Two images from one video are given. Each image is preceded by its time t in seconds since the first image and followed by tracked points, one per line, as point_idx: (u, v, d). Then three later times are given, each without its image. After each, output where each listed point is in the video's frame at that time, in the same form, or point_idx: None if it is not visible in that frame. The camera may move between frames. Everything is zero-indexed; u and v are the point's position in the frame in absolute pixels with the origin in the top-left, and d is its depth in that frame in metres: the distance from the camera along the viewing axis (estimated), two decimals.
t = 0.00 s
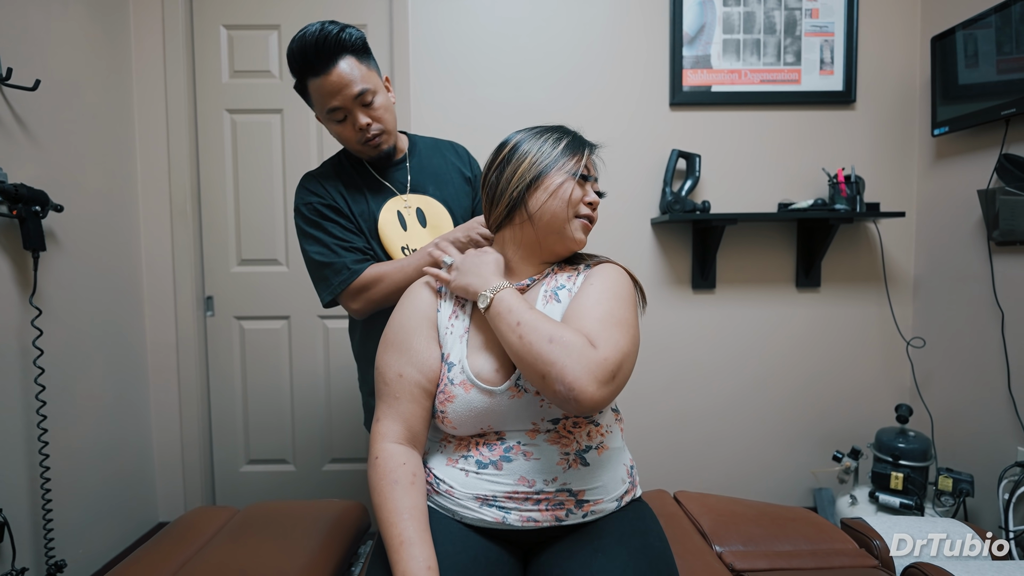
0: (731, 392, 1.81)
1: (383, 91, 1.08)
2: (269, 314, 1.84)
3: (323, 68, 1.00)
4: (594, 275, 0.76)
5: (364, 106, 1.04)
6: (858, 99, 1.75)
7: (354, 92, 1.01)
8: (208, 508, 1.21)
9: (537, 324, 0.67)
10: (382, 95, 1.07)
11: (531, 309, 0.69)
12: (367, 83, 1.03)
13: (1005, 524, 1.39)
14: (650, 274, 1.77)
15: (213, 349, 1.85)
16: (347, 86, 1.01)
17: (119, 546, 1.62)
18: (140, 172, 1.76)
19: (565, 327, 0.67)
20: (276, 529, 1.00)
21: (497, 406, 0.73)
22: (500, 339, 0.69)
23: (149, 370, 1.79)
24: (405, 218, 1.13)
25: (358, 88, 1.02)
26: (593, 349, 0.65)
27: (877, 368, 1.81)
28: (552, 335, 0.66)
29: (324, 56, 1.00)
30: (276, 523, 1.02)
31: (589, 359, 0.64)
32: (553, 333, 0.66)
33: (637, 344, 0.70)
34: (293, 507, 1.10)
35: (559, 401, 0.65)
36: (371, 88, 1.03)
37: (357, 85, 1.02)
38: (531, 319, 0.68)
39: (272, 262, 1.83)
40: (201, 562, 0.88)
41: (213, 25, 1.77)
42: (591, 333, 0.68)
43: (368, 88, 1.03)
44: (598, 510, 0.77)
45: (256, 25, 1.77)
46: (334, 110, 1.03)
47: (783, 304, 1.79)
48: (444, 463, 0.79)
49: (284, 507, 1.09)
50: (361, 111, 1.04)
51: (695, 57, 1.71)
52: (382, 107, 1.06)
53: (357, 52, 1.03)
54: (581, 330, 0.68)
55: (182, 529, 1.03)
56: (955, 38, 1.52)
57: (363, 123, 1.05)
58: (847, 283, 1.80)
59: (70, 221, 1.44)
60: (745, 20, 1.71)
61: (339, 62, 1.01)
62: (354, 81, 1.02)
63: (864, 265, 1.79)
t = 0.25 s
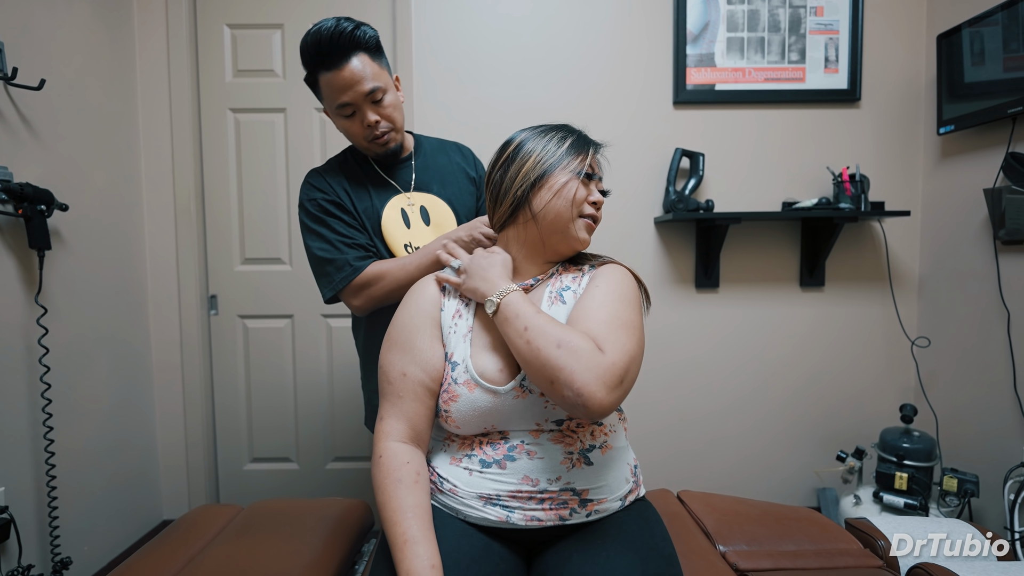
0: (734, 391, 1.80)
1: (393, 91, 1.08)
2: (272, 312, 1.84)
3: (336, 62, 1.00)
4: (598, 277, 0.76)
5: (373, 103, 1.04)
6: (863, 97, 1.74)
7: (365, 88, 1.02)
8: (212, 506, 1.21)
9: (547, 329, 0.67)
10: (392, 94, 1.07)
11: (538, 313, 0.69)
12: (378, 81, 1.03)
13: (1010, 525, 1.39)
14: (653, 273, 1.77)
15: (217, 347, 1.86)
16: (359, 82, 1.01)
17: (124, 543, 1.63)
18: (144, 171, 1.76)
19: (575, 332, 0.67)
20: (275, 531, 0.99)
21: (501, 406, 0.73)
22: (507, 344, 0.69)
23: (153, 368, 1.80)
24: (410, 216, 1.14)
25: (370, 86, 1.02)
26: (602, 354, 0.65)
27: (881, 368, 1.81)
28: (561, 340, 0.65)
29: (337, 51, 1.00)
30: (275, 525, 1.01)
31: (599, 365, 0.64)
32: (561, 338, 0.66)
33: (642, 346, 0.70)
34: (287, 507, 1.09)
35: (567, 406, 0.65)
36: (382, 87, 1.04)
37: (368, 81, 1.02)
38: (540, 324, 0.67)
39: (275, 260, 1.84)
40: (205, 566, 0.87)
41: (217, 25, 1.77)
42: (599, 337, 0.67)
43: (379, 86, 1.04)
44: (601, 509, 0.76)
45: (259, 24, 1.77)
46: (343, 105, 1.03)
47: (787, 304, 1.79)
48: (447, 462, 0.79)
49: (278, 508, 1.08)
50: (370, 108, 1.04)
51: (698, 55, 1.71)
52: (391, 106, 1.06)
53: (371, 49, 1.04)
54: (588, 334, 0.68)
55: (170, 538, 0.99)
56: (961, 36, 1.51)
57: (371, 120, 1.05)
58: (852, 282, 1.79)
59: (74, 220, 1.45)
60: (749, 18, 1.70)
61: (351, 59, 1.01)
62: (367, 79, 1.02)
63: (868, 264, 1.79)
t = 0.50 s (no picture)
0: (736, 390, 1.80)
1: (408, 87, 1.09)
2: (275, 311, 1.84)
3: (355, 55, 1.00)
4: (606, 285, 0.77)
5: (389, 98, 1.04)
6: (867, 95, 1.73)
7: (382, 83, 1.01)
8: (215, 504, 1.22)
9: (566, 351, 0.65)
10: (408, 91, 1.08)
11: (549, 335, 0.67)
12: (396, 77, 1.04)
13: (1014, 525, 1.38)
14: (656, 272, 1.77)
15: (220, 346, 1.86)
16: (379, 77, 1.01)
17: (128, 541, 1.63)
18: (147, 170, 1.77)
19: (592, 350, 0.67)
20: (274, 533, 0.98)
21: (504, 406, 0.73)
22: (522, 367, 0.66)
23: (156, 366, 1.80)
24: (415, 214, 1.13)
25: (387, 81, 1.02)
26: (621, 372, 0.66)
27: (884, 367, 1.80)
28: (582, 363, 0.64)
29: (355, 46, 1.00)
30: (272, 528, 1.00)
31: (622, 384, 0.65)
32: (581, 361, 0.65)
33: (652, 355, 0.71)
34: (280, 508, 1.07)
35: (591, 426, 0.66)
36: (400, 83, 1.04)
37: (385, 76, 1.02)
38: (558, 345, 0.66)
39: (278, 259, 1.84)
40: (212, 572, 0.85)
41: (219, 23, 1.77)
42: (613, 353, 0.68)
43: (395, 81, 1.04)
44: (604, 507, 0.76)
45: (261, 23, 1.77)
46: (359, 99, 1.03)
47: (789, 303, 1.78)
48: (450, 460, 0.79)
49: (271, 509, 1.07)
50: (386, 103, 1.04)
51: (702, 54, 1.70)
52: (407, 102, 1.07)
53: (387, 45, 1.04)
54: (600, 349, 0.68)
55: (158, 551, 0.94)
56: (965, 34, 1.51)
57: (387, 114, 1.05)
58: (855, 281, 1.79)
59: (78, 219, 1.45)
60: (753, 16, 1.70)
61: (371, 53, 1.01)
62: (386, 74, 1.02)
63: (872, 263, 1.78)
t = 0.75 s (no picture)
0: (739, 390, 1.80)
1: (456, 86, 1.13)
2: (278, 310, 1.85)
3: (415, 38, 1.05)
4: (618, 298, 0.81)
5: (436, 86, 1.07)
6: (870, 94, 1.73)
7: (434, 71, 1.05)
8: (218, 503, 1.22)
9: (610, 426, 0.71)
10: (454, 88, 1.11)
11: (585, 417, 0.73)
12: (448, 70, 1.08)
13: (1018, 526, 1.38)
14: (658, 272, 1.77)
15: (222, 345, 1.87)
16: (434, 62, 1.05)
17: (131, 539, 1.64)
18: (150, 169, 1.77)
19: (622, 411, 0.73)
20: (274, 533, 0.97)
21: (507, 404, 0.75)
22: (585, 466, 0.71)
23: (159, 365, 1.80)
24: (427, 210, 1.09)
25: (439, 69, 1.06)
26: (653, 411, 0.74)
27: (887, 367, 1.80)
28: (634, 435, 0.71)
29: (417, 33, 1.05)
30: (275, 525, 1.00)
31: (658, 421, 0.73)
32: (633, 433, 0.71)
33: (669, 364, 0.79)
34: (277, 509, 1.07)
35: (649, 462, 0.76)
36: (450, 76, 1.08)
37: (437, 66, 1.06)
38: (599, 423, 0.72)
39: (281, 258, 1.84)
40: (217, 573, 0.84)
41: (222, 23, 1.78)
42: (638, 392, 0.75)
43: (446, 74, 1.07)
44: (607, 505, 0.76)
45: (264, 22, 1.77)
46: (408, 80, 1.06)
47: (792, 302, 1.78)
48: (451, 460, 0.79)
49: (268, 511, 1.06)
50: (431, 89, 1.07)
51: (704, 53, 1.70)
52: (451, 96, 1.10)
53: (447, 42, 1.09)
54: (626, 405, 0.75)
55: (155, 555, 0.92)
56: (969, 32, 1.50)
57: (428, 99, 1.07)
58: (858, 281, 1.78)
59: (82, 218, 1.45)
60: (756, 15, 1.70)
61: (430, 42, 1.06)
62: (442, 64, 1.06)
63: (875, 262, 1.78)
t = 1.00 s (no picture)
0: (740, 388, 1.80)
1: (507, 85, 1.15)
2: (280, 309, 1.85)
3: (467, 36, 1.09)
4: (623, 300, 0.81)
5: (485, 81, 1.10)
6: (873, 92, 1.72)
7: (484, 67, 1.09)
8: (221, 501, 1.22)
9: (646, 474, 0.73)
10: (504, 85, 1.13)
11: (620, 479, 0.73)
12: (498, 67, 1.11)
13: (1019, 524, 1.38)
14: (660, 270, 1.77)
15: (225, 343, 1.87)
16: (484, 58, 1.09)
17: (135, 536, 1.65)
18: (152, 168, 1.77)
19: (643, 446, 0.75)
20: (275, 534, 0.96)
21: (511, 402, 0.75)
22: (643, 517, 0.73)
23: (162, 363, 1.81)
24: (469, 209, 1.12)
25: (488, 65, 1.09)
26: (665, 425, 0.76)
27: (889, 365, 1.80)
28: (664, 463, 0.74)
29: (469, 31, 1.09)
30: (277, 524, 1.00)
31: (672, 433, 0.76)
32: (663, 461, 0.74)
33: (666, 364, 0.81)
34: (276, 509, 1.06)
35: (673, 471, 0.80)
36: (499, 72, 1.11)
37: (487, 62, 1.09)
38: (636, 476, 0.72)
39: (283, 257, 1.84)
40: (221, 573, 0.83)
41: (224, 22, 1.78)
42: (646, 410, 0.77)
43: (496, 71, 1.10)
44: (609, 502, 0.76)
45: (266, 21, 1.77)
46: (458, 75, 1.09)
47: (794, 301, 1.78)
48: (453, 458, 0.79)
49: (267, 510, 1.06)
50: (481, 84, 1.10)
51: (707, 50, 1.70)
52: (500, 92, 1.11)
53: (499, 41, 1.13)
54: (639, 435, 0.77)
55: (152, 557, 0.91)
56: (974, 29, 1.49)
57: (477, 93, 1.09)
58: (860, 279, 1.78)
59: (84, 217, 1.46)
60: (758, 13, 1.69)
61: (482, 40, 1.10)
62: (492, 60, 1.10)
63: (877, 260, 1.77)
